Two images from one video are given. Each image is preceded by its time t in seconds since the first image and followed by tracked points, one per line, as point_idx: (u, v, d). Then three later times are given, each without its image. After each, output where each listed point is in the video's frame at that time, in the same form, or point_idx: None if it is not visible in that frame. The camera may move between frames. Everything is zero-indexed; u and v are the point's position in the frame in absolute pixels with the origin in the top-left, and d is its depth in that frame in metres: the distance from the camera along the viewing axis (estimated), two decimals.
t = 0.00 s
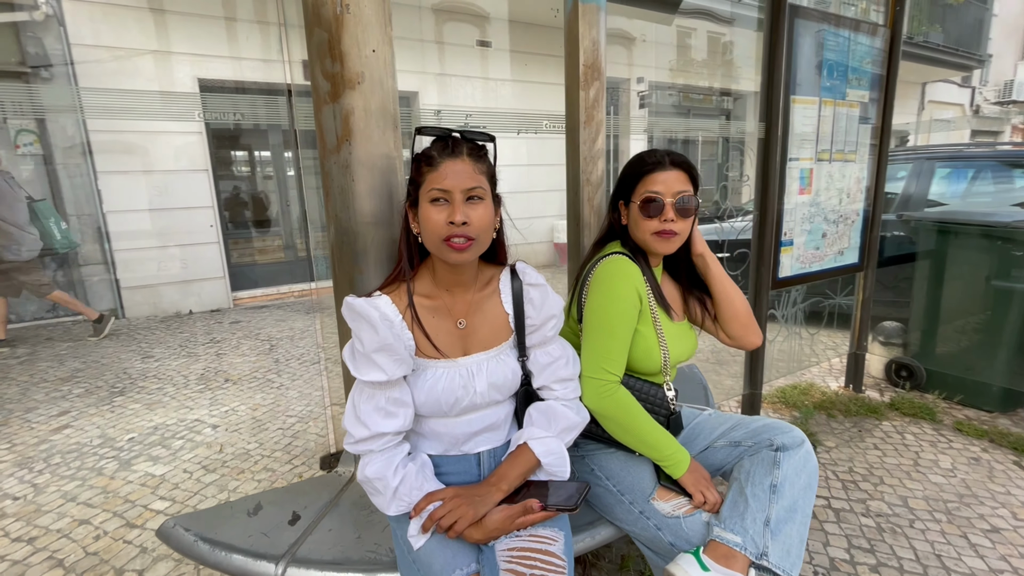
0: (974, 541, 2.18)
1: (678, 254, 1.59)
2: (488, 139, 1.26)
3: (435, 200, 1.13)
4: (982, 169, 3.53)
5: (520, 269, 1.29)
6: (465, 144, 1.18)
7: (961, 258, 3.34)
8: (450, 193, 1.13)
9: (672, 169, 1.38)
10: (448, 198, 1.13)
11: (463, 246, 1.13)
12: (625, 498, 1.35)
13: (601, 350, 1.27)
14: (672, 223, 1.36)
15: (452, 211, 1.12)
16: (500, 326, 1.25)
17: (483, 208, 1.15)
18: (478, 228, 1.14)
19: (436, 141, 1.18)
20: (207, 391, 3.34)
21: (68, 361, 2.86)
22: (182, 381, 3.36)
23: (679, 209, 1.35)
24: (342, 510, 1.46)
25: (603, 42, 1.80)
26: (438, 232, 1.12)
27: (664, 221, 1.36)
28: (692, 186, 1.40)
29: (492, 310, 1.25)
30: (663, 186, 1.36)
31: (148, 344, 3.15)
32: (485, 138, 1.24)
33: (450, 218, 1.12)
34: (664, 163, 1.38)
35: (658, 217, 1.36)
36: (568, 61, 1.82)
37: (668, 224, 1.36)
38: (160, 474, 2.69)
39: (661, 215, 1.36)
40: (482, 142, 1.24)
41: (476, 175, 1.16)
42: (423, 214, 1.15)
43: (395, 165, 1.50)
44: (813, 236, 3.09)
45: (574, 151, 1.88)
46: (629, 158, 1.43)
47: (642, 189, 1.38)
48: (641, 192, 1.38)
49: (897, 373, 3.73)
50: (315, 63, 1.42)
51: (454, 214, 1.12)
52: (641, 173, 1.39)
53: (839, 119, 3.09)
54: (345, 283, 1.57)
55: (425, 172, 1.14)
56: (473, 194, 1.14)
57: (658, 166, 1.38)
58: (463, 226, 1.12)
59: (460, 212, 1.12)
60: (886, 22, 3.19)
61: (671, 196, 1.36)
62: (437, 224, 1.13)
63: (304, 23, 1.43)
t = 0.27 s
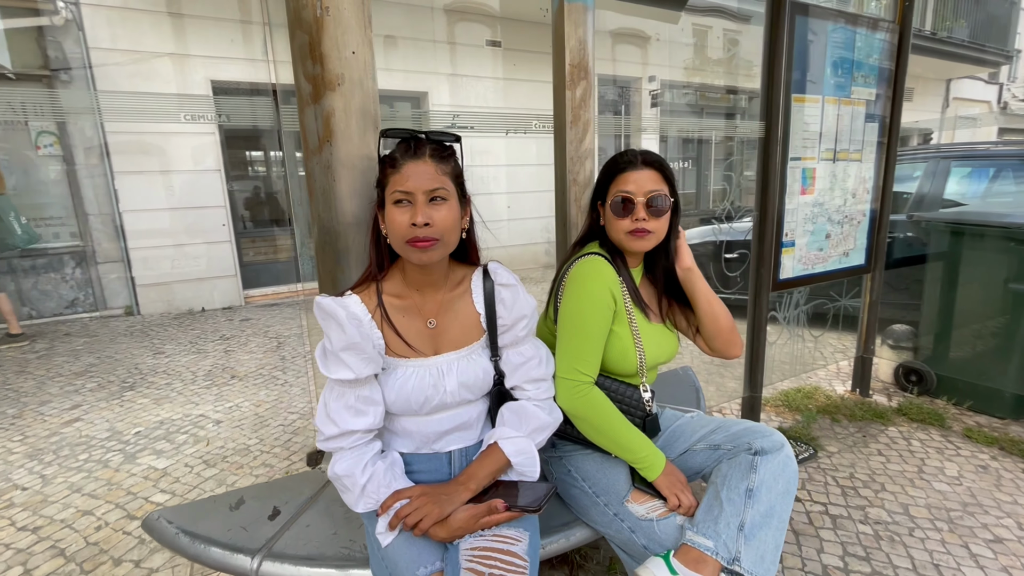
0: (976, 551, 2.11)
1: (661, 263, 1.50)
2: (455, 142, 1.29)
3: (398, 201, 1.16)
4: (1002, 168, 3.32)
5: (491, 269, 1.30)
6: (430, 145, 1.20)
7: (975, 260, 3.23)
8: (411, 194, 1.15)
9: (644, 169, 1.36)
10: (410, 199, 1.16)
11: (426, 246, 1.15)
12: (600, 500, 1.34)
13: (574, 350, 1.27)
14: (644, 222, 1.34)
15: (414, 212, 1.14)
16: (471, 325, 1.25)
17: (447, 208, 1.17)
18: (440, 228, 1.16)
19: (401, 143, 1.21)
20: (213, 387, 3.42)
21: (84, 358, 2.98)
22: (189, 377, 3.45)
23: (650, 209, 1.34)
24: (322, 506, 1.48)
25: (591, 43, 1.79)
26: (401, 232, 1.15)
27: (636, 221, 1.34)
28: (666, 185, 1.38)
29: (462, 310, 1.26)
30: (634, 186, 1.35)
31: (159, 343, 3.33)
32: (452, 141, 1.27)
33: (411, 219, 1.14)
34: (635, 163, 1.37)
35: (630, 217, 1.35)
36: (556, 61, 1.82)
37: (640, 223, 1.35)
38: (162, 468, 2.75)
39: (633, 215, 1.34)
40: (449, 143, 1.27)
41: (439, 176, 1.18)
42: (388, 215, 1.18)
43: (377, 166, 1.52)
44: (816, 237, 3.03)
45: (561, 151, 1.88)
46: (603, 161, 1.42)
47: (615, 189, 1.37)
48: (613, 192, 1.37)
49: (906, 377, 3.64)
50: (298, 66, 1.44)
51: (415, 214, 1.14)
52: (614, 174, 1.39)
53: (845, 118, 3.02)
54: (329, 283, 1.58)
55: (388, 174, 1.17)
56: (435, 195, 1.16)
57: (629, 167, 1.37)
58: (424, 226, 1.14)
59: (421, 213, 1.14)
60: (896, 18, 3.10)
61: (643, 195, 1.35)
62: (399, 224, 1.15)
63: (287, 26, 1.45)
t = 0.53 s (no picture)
0: (977, 561, 2.06)
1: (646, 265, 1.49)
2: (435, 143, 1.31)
3: (375, 200, 1.18)
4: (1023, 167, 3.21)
5: (472, 269, 1.31)
6: (408, 146, 1.23)
7: (990, 263, 3.14)
8: (388, 193, 1.17)
9: (624, 168, 1.37)
10: (387, 198, 1.18)
11: (403, 245, 1.17)
12: (582, 499, 1.34)
13: (555, 350, 1.28)
14: (621, 222, 1.33)
15: (390, 210, 1.16)
16: (450, 324, 1.27)
17: (423, 207, 1.19)
18: (416, 226, 1.17)
19: (380, 144, 1.24)
20: (221, 382, 3.52)
21: (99, 351, 3.64)
22: (199, 372, 3.55)
23: (627, 209, 1.33)
24: (311, 501, 1.50)
25: (584, 43, 1.80)
26: (378, 230, 1.17)
27: (613, 221, 1.34)
28: (647, 185, 1.38)
29: (442, 309, 1.28)
30: (613, 186, 1.35)
31: (172, 336, 3.89)
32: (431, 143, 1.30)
33: (387, 217, 1.16)
34: (614, 163, 1.37)
35: (607, 217, 1.35)
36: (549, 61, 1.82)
37: (617, 224, 1.34)
38: (169, 459, 2.80)
39: (610, 215, 1.34)
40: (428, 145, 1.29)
41: (416, 175, 1.19)
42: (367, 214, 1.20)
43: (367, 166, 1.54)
44: (821, 238, 2.99)
45: (554, 152, 1.88)
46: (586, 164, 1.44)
47: (594, 190, 1.38)
48: (593, 192, 1.38)
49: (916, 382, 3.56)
50: (290, 68, 1.47)
51: (391, 212, 1.16)
52: (594, 174, 1.39)
53: (851, 117, 2.98)
54: (322, 282, 1.61)
55: (368, 173, 1.20)
56: (412, 194, 1.18)
57: (609, 167, 1.38)
58: (400, 225, 1.16)
59: (397, 212, 1.15)
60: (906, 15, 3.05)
61: (621, 195, 1.34)
62: (376, 223, 1.17)
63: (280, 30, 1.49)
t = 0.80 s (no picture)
0: (988, 570, 2.01)
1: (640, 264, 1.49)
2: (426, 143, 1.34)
3: (383, 201, 1.18)
4: None
5: (468, 267, 1.33)
6: (409, 147, 1.25)
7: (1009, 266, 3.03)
8: (397, 194, 1.18)
9: (615, 168, 1.37)
10: (395, 199, 1.19)
11: (413, 245, 1.19)
12: (576, 498, 1.35)
13: (545, 351, 1.31)
14: (611, 221, 1.34)
15: (401, 212, 1.18)
16: (447, 321, 1.29)
17: (431, 208, 1.22)
18: (425, 227, 1.20)
19: (378, 143, 1.24)
20: (234, 377, 3.59)
21: (118, 346, 3.75)
22: (213, 368, 3.63)
23: (618, 208, 1.34)
24: (311, 495, 1.53)
25: (586, 44, 1.80)
26: (387, 231, 1.17)
27: (604, 220, 1.34)
28: (638, 184, 1.38)
29: (438, 307, 1.29)
30: (604, 185, 1.35)
31: (190, 331, 4.03)
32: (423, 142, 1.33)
33: (399, 218, 1.18)
34: (607, 162, 1.37)
35: (598, 216, 1.35)
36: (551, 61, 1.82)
37: (608, 223, 1.35)
38: (181, 452, 2.86)
39: (601, 214, 1.35)
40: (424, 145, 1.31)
41: (421, 177, 1.22)
42: (371, 214, 1.20)
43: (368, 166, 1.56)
44: (832, 239, 2.94)
45: (555, 152, 1.89)
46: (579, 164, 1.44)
47: (586, 189, 1.38)
48: (585, 191, 1.38)
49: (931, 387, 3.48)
50: (292, 69, 1.49)
51: (403, 214, 1.17)
52: (586, 173, 1.40)
53: (864, 116, 2.92)
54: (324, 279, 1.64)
55: (371, 175, 1.19)
56: (421, 195, 1.21)
57: (601, 166, 1.38)
58: (412, 226, 1.18)
59: (409, 213, 1.17)
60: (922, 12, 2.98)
61: (612, 195, 1.35)
62: (386, 224, 1.18)
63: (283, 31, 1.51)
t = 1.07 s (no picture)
0: None
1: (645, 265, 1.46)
2: (433, 144, 1.33)
3: (393, 201, 1.16)
4: None
5: (473, 268, 1.31)
6: (418, 147, 1.23)
7: None
8: (408, 194, 1.17)
9: (616, 166, 1.34)
10: (406, 200, 1.17)
11: (424, 246, 1.17)
12: (583, 504, 1.32)
13: (547, 355, 1.29)
14: (614, 220, 1.31)
15: (412, 212, 1.16)
16: (452, 323, 1.27)
17: (440, 209, 1.21)
18: (436, 228, 1.19)
19: (385, 142, 1.21)
20: (247, 375, 3.63)
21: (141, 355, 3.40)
22: (227, 365, 3.68)
23: (621, 206, 1.30)
24: (315, 494, 1.53)
25: (598, 41, 1.77)
26: (398, 232, 1.15)
27: (606, 219, 1.31)
28: (642, 181, 1.35)
29: (443, 308, 1.28)
30: (606, 183, 1.32)
31: (206, 329, 3.55)
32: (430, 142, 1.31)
33: (411, 219, 1.16)
34: (609, 160, 1.34)
35: (600, 215, 1.32)
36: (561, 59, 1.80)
37: (611, 222, 1.31)
38: (193, 449, 2.89)
39: (603, 213, 1.31)
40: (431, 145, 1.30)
41: (431, 177, 1.21)
42: (380, 214, 1.17)
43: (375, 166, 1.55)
44: (850, 241, 2.87)
45: (565, 151, 1.87)
46: (581, 163, 1.41)
47: (589, 188, 1.35)
48: (587, 190, 1.35)
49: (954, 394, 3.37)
50: (300, 68, 1.49)
51: (415, 215, 1.16)
52: (588, 171, 1.37)
53: (886, 114, 2.84)
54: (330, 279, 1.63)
55: (380, 174, 1.17)
56: (431, 195, 1.19)
57: (603, 164, 1.34)
58: (424, 227, 1.16)
59: (421, 213, 1.16)
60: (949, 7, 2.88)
61: (614, 193, 1.32)
62: (396, 224, 1.16)
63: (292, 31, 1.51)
